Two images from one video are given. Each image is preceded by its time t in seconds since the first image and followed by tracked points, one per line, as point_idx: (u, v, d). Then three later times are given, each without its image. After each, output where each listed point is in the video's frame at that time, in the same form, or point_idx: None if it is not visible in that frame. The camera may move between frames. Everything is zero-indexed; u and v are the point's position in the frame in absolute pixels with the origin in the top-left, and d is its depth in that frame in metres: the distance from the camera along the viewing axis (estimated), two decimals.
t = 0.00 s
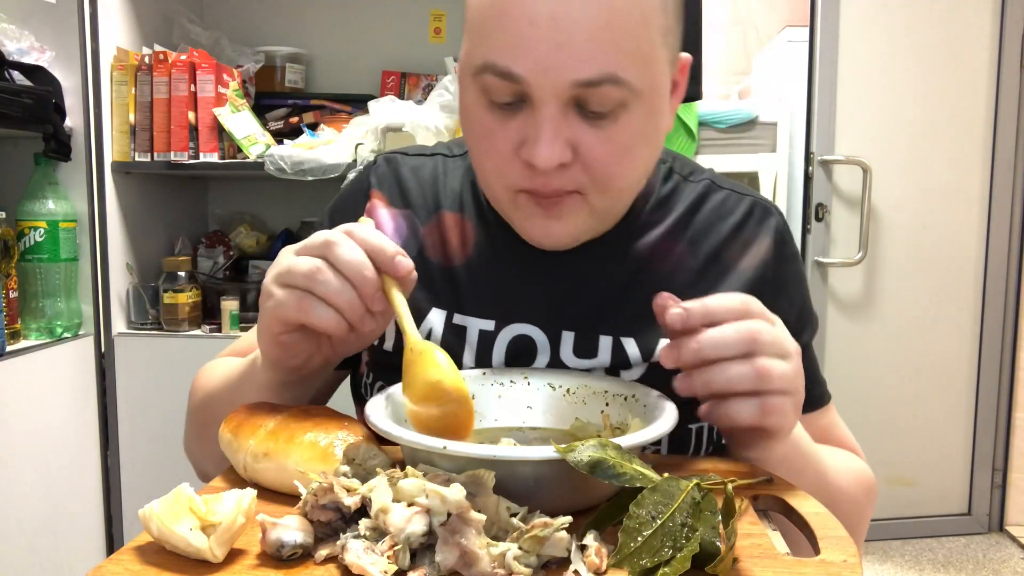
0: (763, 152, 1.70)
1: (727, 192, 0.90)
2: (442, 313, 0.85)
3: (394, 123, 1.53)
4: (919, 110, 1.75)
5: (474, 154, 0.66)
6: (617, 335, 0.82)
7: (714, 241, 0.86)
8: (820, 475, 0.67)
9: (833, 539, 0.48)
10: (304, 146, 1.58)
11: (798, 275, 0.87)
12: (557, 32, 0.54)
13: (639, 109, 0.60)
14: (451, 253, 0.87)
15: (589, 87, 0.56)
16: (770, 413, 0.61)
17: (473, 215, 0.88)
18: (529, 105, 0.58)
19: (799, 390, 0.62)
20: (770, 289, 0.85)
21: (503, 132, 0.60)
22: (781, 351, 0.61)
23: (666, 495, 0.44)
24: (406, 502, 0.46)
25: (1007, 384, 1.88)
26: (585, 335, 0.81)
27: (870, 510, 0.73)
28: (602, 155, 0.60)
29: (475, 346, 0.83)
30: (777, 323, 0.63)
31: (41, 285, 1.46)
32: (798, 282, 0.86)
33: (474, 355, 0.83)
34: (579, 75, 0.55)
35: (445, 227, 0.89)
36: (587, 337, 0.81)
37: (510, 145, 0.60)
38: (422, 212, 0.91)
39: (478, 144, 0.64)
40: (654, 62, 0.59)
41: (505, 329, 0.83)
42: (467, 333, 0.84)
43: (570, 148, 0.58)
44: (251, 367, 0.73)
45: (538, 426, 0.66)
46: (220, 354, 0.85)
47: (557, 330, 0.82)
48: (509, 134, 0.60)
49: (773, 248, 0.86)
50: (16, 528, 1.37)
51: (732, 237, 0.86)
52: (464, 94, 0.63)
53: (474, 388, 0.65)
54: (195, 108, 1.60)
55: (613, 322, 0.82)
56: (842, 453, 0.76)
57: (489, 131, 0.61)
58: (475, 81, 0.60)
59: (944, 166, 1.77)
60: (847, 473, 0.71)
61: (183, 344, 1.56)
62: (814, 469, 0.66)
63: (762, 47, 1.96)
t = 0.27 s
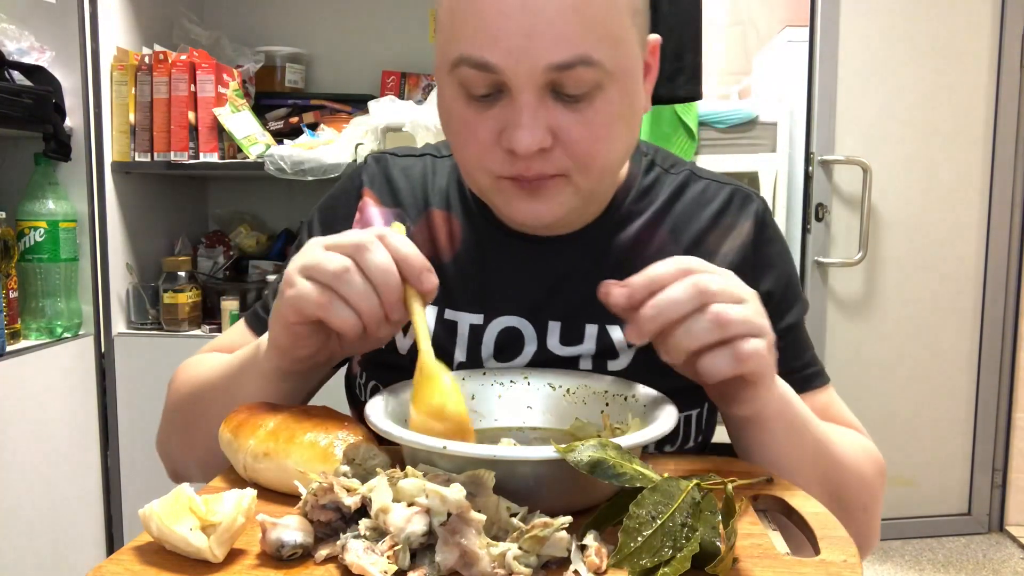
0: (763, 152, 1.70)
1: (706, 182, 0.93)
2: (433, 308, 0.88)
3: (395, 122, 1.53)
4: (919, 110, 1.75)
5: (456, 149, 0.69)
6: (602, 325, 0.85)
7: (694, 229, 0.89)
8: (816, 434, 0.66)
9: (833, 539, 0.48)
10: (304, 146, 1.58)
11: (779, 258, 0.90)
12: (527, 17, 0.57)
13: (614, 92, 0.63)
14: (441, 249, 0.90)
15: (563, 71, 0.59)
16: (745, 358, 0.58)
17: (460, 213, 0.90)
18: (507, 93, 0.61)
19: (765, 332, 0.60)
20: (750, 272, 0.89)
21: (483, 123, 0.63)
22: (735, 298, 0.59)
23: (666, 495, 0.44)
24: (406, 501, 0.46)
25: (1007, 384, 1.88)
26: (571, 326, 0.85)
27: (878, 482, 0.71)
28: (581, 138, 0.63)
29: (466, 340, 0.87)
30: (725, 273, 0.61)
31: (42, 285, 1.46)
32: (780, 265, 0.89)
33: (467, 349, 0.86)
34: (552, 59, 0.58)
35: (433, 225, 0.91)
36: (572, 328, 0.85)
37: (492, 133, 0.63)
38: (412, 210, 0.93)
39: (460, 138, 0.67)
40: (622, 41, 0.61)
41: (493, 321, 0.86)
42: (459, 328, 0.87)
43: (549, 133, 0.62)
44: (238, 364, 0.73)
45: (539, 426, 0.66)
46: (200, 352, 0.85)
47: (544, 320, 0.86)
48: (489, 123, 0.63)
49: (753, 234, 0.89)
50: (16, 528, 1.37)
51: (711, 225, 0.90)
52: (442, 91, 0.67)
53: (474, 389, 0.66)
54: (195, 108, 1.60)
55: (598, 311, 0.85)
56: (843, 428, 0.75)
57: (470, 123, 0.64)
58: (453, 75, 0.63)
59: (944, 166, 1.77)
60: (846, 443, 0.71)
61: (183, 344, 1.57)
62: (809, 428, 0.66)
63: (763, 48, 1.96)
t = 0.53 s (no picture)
0: (763, 152, 1.70)
1: (698, 178, 0.94)
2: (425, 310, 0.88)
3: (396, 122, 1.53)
4: (919, 109, 1.75)
5: (443, 152, 0.70)
6: (595, 322, 0.85)
7: (687, 225, 0.89)
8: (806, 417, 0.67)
9: (833, 539, 0.48)
10: (304, 146, 1.58)
11: (773, 254, 0.90)
12: (505, 12, 0.57)
13: (595, 81, 0.63)
14: (433, 249, 0.90)
15: (543, 63, 0.59)
16: (733, 358, 0.58)
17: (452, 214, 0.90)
18: (489, 89, 0.61)
19: (752, 333, 0.59)
20: (743, 268, 0.89)
21: (466, 122, 0.64)
22: (720, 300, 0.59)
23: (665, 494, 0.44)
24: (406, 501, 0.46)
25: (1008, 383, 1.87)
26: (563, 324, 0.85)
27: (869, 469, 0.71)
28: (564, 132, 0.64)
29: (459, 341, 0.87)
30: (713, 275, 0.61)
31: (41, 285, 1.46)
32: (772, 262, 0.89)
33: (460, 349, 0.87)
34: (531, 51, 0.58)
35: (424, 225, 0.91)
36: (565, 325, 0.85)
37: (477, 131, 0.63)
38: (405, 212, 0.93)
39: (447, 139, 0.67)
40: (602, 35, 0.62)
41: (486, 321, 0.86)
42: (451, 329, 0.87)
43: (533, 127, 0.62)
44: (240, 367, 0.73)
45: (538, 426, 0.66)
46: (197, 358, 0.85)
47: (537, 318, 0.86)
48: (473, 121, 0.63)
49: (744, 230, 0.90)
50: (17, 528, 1.37)
51: (703, 221, 0.90)
52: (423, 91, 0.67)
53: (474, 388, 0.66)
54: (195, 108, 1.60)
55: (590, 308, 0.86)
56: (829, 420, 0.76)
57: (453, 122, 0.65)
58: (435, 75, 0.63)
59: (944, 166, 1.77)
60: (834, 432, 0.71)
61: (183, 343, 1.57)
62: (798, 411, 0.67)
63: (763, 48, 1.96)
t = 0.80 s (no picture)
0: (763, 152, 1.70)
1: (699, 180, 0.93)
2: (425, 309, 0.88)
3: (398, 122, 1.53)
4: (919, 109, 1.75)
5: (445, 150, 0.69)
6: (595, 323, 0.85)
7: (688, 227, 0.89)
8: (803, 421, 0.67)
9: (832, 539, 0.48)
10: (304, 146, 1.58)
11: (774, 258, 0.90)
12: (509, 14, 0.57)
13: (599, 82, 0.63)
14: (434, 249, 0.90)
15: (546, 65, 0.59)
16: (742, 372, 0.59)
17: (453, 214, 0.90)
18: (492, 90, 0.61)
19: (760, 346, 0.60)
20: (744, 271, 0.88)
21: (469, 122, 0.64)
22: (730, 314, 0.59)
23: (665, 495, 0.44)
24: (406, 502, 0.46)
25: (1008, 383, 1.87)
26: (564, 324, 0.85)
27: (865, 473, 0.72)
28: (568, 132, 0.63)
29: (459, 341, 0.87)
30: (720, 286, 0.61)
31: (41, 285, 1.46)
32: (773, 266, 0.89)
33: (460, 349, 0.87)
34: (535, 53, 0.58)
35: (426, 225, 0.91)
36: (565, 325, 0.85)
37: (480, 132, 0.63)
38: (406, 211, 0.93)
39: (450, 139, 0.67)
40: (606, 37, 0.62)
41: (487, 320, 0.86)
42: (452, 328, 0.87)
43: (537, 129, 0.62)
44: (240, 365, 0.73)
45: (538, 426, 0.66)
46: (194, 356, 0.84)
47: (537, 319, 0.86)
48: (475, 123, 0.63)
49: (746, 232, 0.89)
50: (17, 529, 1.37)
51: (705, 222, 0.89)
52: (427, 91, 0.67)
53: (474, 389, 0.66)
54: (195, 108, 1.60)
55: (590, 309, 0.86)
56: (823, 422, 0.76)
57: (456, 122, 0.65)
58: (438, 75, 0.63)
59: (944, 166, 1.77)
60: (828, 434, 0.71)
61: (183, 343, 1.57)
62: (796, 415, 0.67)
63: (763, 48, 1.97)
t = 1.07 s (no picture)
0: (763, 152, 1.70)
1: (695, 176, 0.94)
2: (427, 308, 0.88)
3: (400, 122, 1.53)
4: (919, 110, 1.75)
5: (451, 150, 0.69)
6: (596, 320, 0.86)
7: (685, 221, 0.89)
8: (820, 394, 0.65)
9: (832, 539, 0.48)
10: (304, 146, 1.58)
11: (771, 244, 0.89)
12: (520, 21, 0.57)
13: (607, 85, 0.63)
14: (435, 250, 0.90)
15: (556, 71, 0.59)
16: (738, 348, 0.57)
17: (454, 212, 0.90)
18: (502, 96, 0.61)
19: (744, 318, 0.59)
20: (740, 262, 0.89)
21: (479, 127, 0.64)
22: (702, 299, 0.59)
23: (666, 494, 0.43)
24: (406, 501, 0.46)
25: (1008, 383, 1.87)
26: (564, 321, 0.86)
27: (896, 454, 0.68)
28: (578, 134, 0.64)
29: (461, 340, 0.87)
30: (688, 274, 0.61)
31: (41, 285, 1.46)
32: (771, 253, 0.89)
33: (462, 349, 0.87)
34: (547, 60, 0.58)
35: (428, 226, 0.91)
36: (565, 322, 0.85)
37: (489, 136, 0.64)
38: (407, 211, 0.93)
39: (457, 142, 0.67)
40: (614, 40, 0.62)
41: (489, 320, 0.86)
42: (454, 328, 0.87)
43: (547, 134, 0.62)
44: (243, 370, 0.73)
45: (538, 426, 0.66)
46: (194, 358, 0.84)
47: (537, 316, 0.86)
48: (485, 127, 0.63)
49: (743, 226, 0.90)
50: (17, 529, 1.37)
51: (702, 217, 0.89)
52: (433, 95, 0.67)
53: (474, 389, 0.66)
54: (195, 108, 1.61)
55: (589, 306, 0.86)
56: (852, 398, 0.73)
57: (467, 128, 0.65)
58: (447, 82, 0.63)
59: (944, 167, 1.77)
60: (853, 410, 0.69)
61: (183, 344, 1.57)
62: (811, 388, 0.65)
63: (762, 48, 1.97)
